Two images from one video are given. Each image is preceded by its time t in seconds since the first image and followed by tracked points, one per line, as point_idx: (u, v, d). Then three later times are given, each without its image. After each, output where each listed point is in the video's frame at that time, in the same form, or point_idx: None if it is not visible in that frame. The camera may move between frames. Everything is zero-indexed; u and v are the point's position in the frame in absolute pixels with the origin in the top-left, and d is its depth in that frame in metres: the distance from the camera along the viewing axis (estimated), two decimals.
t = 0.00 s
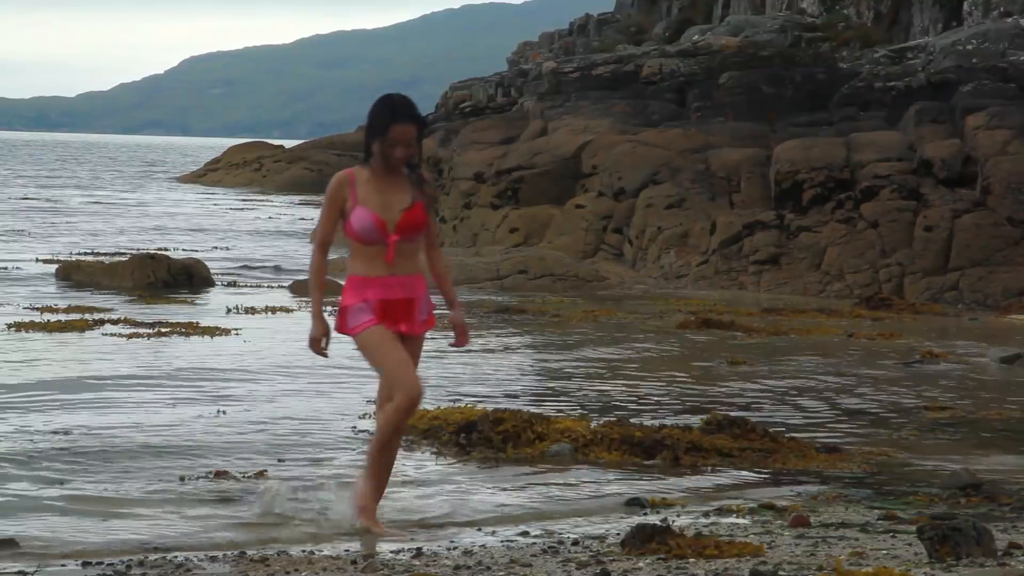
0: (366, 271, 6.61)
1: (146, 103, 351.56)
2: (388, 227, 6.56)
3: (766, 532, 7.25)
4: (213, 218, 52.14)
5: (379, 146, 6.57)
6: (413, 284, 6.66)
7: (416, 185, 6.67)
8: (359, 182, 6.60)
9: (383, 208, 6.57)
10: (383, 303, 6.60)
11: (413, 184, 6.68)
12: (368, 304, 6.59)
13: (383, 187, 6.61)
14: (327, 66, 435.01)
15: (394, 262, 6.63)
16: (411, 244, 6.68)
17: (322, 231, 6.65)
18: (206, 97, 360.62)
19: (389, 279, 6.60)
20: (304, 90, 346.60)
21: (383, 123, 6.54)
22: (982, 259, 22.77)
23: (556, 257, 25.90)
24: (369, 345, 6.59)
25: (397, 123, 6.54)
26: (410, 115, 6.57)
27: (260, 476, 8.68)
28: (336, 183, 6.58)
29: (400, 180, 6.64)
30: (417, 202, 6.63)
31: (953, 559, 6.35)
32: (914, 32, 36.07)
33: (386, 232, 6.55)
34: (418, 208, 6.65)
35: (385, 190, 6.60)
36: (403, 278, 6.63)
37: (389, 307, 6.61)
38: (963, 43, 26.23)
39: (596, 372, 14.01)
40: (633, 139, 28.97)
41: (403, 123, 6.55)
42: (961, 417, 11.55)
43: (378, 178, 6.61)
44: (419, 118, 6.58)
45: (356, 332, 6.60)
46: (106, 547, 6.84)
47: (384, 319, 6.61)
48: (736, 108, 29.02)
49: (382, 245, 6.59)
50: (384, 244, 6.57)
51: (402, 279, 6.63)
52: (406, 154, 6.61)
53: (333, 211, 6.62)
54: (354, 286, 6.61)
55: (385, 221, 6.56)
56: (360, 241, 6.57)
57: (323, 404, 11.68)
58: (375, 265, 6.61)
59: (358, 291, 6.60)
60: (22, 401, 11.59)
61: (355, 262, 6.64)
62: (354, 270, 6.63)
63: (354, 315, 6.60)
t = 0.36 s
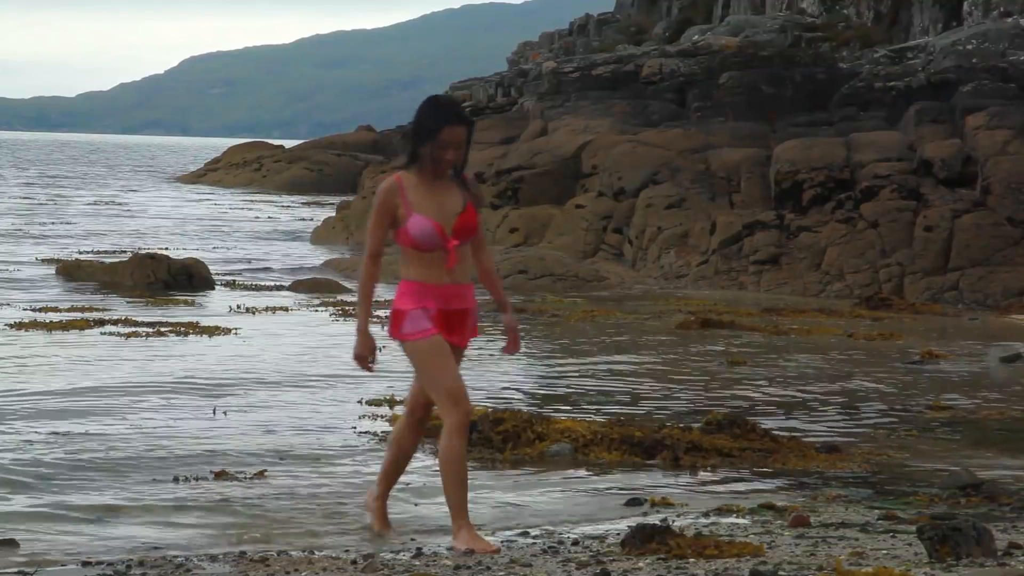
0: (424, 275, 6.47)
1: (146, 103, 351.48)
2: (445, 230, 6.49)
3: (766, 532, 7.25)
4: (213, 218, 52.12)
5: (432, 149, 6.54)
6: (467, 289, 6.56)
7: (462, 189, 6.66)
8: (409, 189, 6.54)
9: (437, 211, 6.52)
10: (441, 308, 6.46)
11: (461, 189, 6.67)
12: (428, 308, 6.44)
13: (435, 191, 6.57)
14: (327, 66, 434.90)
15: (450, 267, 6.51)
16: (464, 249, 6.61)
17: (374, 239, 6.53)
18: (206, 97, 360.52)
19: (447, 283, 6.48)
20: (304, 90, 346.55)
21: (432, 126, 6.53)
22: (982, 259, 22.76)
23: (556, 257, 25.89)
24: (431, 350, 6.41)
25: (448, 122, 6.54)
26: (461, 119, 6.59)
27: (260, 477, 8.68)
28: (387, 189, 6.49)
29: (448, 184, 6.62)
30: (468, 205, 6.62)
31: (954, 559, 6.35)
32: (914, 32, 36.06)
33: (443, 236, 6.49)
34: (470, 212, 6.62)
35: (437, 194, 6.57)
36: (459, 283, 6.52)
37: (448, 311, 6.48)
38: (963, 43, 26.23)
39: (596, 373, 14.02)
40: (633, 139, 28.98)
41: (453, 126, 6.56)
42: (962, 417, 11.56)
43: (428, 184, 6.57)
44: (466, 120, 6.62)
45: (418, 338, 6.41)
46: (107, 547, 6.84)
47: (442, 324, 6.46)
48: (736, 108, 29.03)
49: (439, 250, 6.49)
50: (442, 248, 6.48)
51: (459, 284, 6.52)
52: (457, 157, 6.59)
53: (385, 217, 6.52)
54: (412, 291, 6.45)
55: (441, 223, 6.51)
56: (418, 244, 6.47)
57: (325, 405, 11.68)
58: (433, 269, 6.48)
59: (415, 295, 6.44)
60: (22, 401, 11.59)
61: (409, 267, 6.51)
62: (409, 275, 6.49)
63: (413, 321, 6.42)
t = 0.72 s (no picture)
0: (474, 268, 5.93)
1: (146, 103, 351.44)
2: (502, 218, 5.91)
3: (766, 532, 7.26)
4: (213, 219, 52.13)
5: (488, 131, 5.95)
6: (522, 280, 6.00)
7: (519, 172, 6.07)
8: (466, 174, 5.93)
9: (494, 199, 5.93)
10: (492, 301, 5.91)
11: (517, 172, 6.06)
12: (475, 303, 5.91)
13: (493, 176, 5.97)
14: (327, 67, 435.00)
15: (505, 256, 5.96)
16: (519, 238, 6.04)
17: (428, 232, 5.91)
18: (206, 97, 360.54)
19: (499, 276, 5.93)
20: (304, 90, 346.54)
21: (490, 108, 5.95)
22: (982, 259, 22.75)
23: (556, 256, 25.91)
24: (466, 353, 5.95)
25: (504, 99, 5.94)
26: (520, 98, 5.98)
27: (260, 476, 8.69)
28: (442, 176, 5.88)
29: (505, 167, 6.02)
30: (524, 191, 6.03)
31: (954, 559, 6.36)
32: (914, 32, 36.07)
33: (500, 224, 5.91)
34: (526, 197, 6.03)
35: (495, 179, 5.97)
36: (513, 275, 5.98)
37: (499, 306, 5.93)
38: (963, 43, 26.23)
39: (595, 372, 14.02)
40: (633, 139, 28.98)
41: (514, 107, 5.96)
42: (963, 417, 11.57)
43: (487, 168, 5.97)
44: (525, 97, 6.00)
45: (457, 337, 5.92)
46: (108, 547, 6.85)
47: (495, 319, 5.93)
48: (736, 108, 29.04)
49: (495, 239, 5.92)
50: (499, 237, 5.92)
51: (514, 273, 5.98)
52: (516, 139, 6.00)
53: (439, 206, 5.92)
54: (463, 285, 5.92)
55: (497, 211, 5.92)
56: (471, 234, 5.89)
57: (326, 405, 11.70)
58: (487, 261, 5.93)
59: (466, 290, 5.91)
60: (23, 401, 11.59)
61: (459, 257, 5.97)
62: (459, 268, 5.95)
63: (457, 318, 5.91)
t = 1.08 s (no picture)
0: (541, 266, 5.83)
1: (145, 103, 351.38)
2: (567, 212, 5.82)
3: (766, 532, 7.25)
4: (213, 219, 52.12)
5: (547, 119, 5.91)
6: (591, 278, 5.90)
7: (591, 164, 5.95)
8: (531, 166, 5.85)
9: (559, 191, 5.83)
10: (559, 300, 5.81)
11: (587, 163, 5.96)
12: (542, 303, 5.80)
13: (559, 168, 5.88)
14: (327, 66, 434.96)
15: (573, 253, 5.85)
16: (590, 233, 5.91)
17: (489, 222, 5.82)
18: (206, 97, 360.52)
19: (567, 274, 5.84)
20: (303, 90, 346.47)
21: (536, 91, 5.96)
22: (982, 259, 22.75)
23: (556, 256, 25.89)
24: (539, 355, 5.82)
25: (557, 84, 5.93)
26: (575, 82, 5.94)
27: (260, 476, 8.69)
28: (505, 168, 5.80)
29: (571, 159, 5.92)
30: (595, 183, 5.90)
31: (954, 559, 6.35)
32: (914, 32, 36.07)
33: (565, 217, 5.81)
34: (597, 189, 5.91)
35: (562, 170, 5.87)
36: (581, 273, 5.87)
37: (566, 306, 5.82)
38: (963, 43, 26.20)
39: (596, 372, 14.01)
40: (633, 139, 28.97)
41: (567, 90, 5.92)
42: (964, 417, 11.56)
43: (552, 159, 5.89)
44: (584, 85, 5.97)
45: (527, 341, 5.77)
46: (108, 547, 6.86)
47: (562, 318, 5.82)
48: (736, 108, 29.04)
49: (561, 233, 5.82)
50: (565, 232, 5.82)
51: (582, 271, 5.88)
52: (576, 126, 5.91)
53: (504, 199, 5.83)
54: (531, 284, 5.81)
55: (561, 204, 5.82)
56: (535, 228, 5.81)
57: (326, 405, 11.70)
58: (554, 258, 5.83)
59: (532, 289, 5.81)
60: (23, 401, 11.58)
61: (526, 255, 5.86)
62: (525, 266, 5.84)
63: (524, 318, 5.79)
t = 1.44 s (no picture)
0: (602, 269, 5.72)
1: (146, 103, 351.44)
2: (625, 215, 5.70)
3: (766, 532, 7.25)
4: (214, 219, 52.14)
5: (608, 120, 5.78)
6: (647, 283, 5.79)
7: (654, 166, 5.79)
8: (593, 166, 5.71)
9: (619, 194, 5.70)
10: (622, 302, 5.69)
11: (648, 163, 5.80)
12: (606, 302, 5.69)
13: (619, 170, 5.74)
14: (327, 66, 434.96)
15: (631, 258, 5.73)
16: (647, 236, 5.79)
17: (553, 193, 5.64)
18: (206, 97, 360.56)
19: (626, 277, 5.72)
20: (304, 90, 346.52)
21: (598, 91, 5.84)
22: (982, 259, 22.76)
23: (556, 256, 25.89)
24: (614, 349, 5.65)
25: (620, 85, 5.80)
26: (635, 83, 5.81)
27: (260, 476, 8.69)
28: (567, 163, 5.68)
29: (633, 161, 5.78)
30: (656, 188, 5.76)
31: (954, 559, 6.36)
32: (915, 32, 36.08)
33: (624, 220, 5.69)
34: (656, 193, 5.76)
35: (621, 173, 5.74)
36: (639, 278, 5.76)
37: (630, 309, 5.71)
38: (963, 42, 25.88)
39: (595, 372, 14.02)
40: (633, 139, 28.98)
41: (627, 92, 5.79)
42: (965, 417, 11.56)
43: (611, 160, 5.75)
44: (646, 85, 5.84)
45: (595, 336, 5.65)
46: (108, 547, 6.87)
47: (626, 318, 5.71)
48: (736, 108, 29.03)
49: (619, 238, 5.70)
50: (622, 236, 5.69)
51: (640, 274, 5.76)
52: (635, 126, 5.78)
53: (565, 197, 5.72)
54: (593, 287, 5.71)
55: (621, 208, 5.70)
56: (595, 231, 5.68)
57: (327, 405, 11.70)
58: (614, 261, 5.71)
59: (595, 290, 5.71)
60: (23, 401, 11.58)
61: (586, 258, 5.75)
62: (586, 267, 5.75)
63: (592, 322, 5.66)
